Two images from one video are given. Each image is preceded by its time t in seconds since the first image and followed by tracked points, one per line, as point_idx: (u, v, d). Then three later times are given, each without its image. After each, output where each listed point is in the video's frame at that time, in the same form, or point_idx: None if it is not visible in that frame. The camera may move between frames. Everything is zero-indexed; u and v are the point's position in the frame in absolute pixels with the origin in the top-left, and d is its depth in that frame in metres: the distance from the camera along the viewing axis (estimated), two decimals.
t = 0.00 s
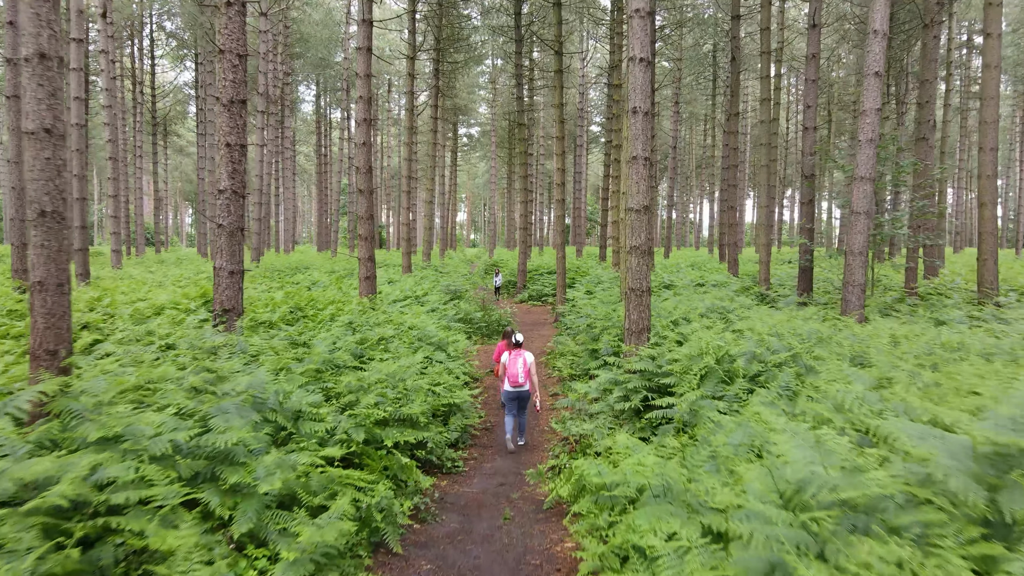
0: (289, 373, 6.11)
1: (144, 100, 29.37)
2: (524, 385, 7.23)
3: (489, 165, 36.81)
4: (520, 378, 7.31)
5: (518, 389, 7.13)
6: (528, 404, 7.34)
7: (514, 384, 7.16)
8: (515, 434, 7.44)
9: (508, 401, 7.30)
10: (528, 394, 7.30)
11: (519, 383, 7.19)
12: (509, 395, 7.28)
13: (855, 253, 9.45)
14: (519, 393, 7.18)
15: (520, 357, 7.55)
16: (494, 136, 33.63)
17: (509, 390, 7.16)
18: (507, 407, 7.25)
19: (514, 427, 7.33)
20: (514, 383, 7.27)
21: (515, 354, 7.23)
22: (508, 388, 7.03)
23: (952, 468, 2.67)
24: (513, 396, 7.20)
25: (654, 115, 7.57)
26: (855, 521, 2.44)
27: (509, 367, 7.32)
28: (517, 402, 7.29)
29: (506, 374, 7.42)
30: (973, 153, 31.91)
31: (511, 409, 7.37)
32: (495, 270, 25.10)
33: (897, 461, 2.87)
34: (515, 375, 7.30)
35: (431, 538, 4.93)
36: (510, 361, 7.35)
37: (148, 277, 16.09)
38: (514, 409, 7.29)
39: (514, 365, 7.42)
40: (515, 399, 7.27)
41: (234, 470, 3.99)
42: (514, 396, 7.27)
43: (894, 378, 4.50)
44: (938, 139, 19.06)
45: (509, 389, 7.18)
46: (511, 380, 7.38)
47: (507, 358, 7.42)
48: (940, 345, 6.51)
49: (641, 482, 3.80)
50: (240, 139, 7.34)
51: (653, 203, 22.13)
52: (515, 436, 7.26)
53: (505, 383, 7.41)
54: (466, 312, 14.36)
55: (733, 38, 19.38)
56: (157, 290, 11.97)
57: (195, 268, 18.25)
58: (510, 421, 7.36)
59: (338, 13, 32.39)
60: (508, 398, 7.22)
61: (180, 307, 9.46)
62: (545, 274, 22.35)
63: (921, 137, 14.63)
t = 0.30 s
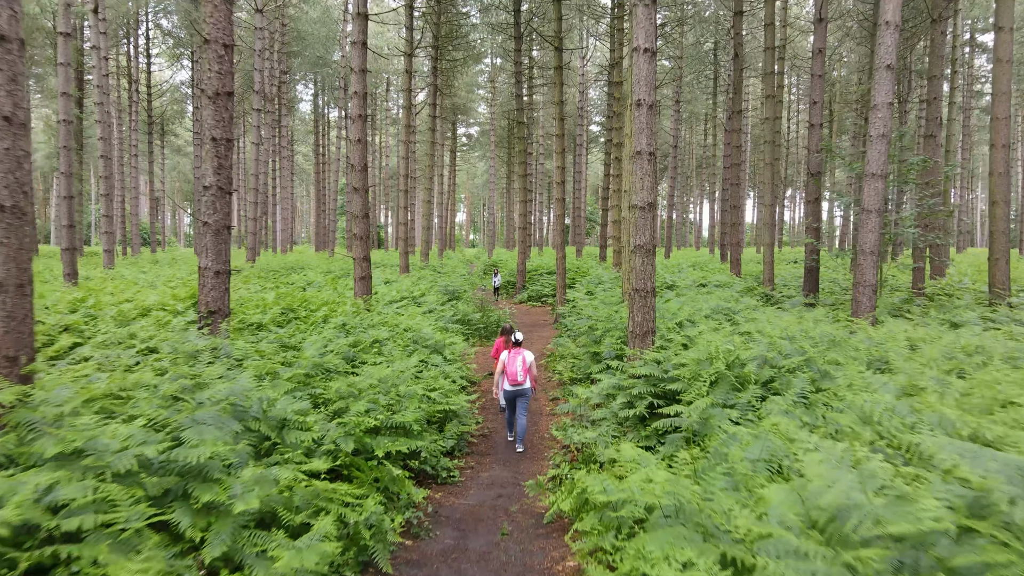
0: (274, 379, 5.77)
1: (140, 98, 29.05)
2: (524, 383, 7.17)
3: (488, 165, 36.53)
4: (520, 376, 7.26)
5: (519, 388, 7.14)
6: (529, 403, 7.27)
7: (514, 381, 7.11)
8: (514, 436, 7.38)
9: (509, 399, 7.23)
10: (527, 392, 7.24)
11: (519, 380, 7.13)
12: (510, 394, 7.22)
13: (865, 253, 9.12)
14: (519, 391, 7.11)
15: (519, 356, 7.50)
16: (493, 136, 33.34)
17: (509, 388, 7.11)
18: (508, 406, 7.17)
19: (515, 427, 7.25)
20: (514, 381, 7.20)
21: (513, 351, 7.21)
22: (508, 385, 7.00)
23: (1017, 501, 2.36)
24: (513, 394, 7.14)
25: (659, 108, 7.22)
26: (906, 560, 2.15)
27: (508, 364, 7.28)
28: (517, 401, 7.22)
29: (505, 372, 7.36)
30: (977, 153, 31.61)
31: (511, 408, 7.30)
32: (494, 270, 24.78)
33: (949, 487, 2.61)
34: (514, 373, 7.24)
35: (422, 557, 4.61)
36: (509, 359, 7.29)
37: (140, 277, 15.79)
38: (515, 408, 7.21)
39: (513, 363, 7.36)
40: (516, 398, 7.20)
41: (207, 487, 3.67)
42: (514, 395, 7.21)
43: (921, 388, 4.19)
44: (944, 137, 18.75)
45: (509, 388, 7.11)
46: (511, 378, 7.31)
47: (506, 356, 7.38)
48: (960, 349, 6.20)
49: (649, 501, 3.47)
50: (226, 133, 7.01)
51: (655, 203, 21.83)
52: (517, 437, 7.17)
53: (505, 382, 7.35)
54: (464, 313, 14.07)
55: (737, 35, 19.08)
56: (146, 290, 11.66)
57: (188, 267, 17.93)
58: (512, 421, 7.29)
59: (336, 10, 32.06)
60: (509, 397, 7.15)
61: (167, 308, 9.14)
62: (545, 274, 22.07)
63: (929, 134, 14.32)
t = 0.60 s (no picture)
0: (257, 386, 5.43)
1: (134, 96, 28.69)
2: (521, 383, 7.21)
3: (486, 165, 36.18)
4: (517, 376, 7.30)
5: (516, 388, 7.14)
6: (526, 403, 7.31)
7: (510, 380, 7.15)
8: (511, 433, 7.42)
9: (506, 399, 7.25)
10: (525, 392, 7.27)
11: (516, 380, 7.16)
12: (507, 394, 7.25)
13: (877, 252, 8.79)
14: (516, 390, 7.15)
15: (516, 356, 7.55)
16: (492, 134, 33.00)
17: (506, 388, 7.12)
18: (505, 407, 7.20)
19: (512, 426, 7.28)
20: (511, 380, 7.24)
21: (510, 351, 7.23)
22: (505, 385, 7.04)
23: None
24: (510, 394, 7.16)
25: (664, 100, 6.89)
26: None
27: (505, 365, 7.32)
28: (514, 401, 7.24)
29: (502, 373, 7.43)
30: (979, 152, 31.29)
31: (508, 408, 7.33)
32: (492, 271, 24.44)
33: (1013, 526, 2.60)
34: (511, 374, 7.30)
35: None
36: (506, 359, 7.33)
37: (132, 277, 15.45)
38: (512, 408, 7.22)
39: (509, 363, 7.41)
40: (513, 398, 7.22)
41: (175, 508, 3.33)
42: (511, 395, 7.23)
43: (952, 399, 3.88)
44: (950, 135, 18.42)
45: (506, 388, 7.13)
46: (508, 378, 7.36)
47: (503, 357, 7.42)
48: (982, 353, 5.89)
49: (660, 524, 3.12)
50: (210, 126, 6.68)
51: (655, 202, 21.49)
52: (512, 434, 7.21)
53: (501, 383, 7.39)
54: (462, 314, 13.75)
55: (739, 31, 18.74)
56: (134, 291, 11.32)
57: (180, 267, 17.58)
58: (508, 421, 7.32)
59: (333, 8, 31.73)
60: (506, 397, 7.16)
61: (153, 310, 8.80)
62: (544, 274, 21.73)
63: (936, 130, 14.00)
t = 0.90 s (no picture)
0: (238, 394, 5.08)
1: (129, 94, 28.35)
2: (521, 383, 7.06)
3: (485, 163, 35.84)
4: (517, 376, 7.15)
5: (516, 388, 7.02)
6: (524, 403, 7.16)
7: (509, 381, 6.97)
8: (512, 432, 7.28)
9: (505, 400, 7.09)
10: (524, 392, 7.11)
11: (515, 380, 7.00)
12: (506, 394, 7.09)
13: (891, 251, 8.44)
14: (515, 391, 6.99)
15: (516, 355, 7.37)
16: (491, 133, 32.66)
17: (505, 388, 6.95)
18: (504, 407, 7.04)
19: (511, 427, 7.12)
20: (511, 381, 7.09)
21: (510, 351, 7.06)
22: (504, 386, 6.87)
23: None
24: (510, 394, 7.00)
25: (670, 90, 6.54)
26: None
27: (505, 365, 7.15)
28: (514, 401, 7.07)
29: (501, 372, 7.26)
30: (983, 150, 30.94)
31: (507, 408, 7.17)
32: (492, 270, 24.11)
33: None
34: (511, 374, 7.13)
35: None
36: (506, 358, 7.16)
37: (123, 277, 15.11)
38: (511, 409, 7.06)
39: (509, 363, 7.24)
40: (512, 399, 7.05)
41: (132, 537, 2.99)
42: (510, 396, 7.06)
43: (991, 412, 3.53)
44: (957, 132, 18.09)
45: (506, 388, 6.96)
46: (507, 378, 7.20)
47: (502, 356, 7.24)
48: (1009, 359, 5.55)
49: (674, 557, 2.78)
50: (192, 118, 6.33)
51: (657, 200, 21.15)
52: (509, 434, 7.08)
53: (501, 382, 7.22)
54: (460, 314, 13.42)
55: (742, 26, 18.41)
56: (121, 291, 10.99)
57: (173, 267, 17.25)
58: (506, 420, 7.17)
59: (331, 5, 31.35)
60: (505, 398, 6.99)
61: (137, 311, 8.46)
62: (543, 274, 21.40)
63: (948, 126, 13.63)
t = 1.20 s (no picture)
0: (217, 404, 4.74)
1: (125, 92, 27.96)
2: (523, 381, 6.90)
3: (485, 162, 35.49)
4: (519, 374, 6.99)
5: (517, 385, 6.92)
6: (525, 402, 7.01)
7: (512, 379, 6.81)
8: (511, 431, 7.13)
9: (506, 399, 6.93)
10: (526, 391, 6.95)
11: (517, 378, 6.85)
12: (508, 392, 6.94)
13: (907, 251, 8.10)
14: (517, 390, 6.83)
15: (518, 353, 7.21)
16: (490, 132, 32.34)
17: (507, 386, 6.80)
18: (505, 406, 6.89)
19: (510, 424, 6.99)
20: (512, 379, 6.93)
21: (513, 349, 6.92)
22: (505, 385, 6.71)
23: None
24: (511, 392, 6.83)
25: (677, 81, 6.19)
26: None
27: (506, 363, 7.00)
28: (515, 400, 6.91)
29: (503, 370, 7.10)
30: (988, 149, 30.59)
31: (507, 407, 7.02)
32: (491, 270, 23.78)
33: None
34: (514, 371, 6.99)
35: None
36: (508, 356, 7.00)
37: (112, 277, 14.75)
38: (511, 408, 6.91)
39: (511, 360, 7.07)
40: (513, 397, 6.91)
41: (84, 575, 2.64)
42: (511, 395, 6.91)
43: None
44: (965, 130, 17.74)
45: (507, 387, 6.81)
46: (509, 375, 7.05)
47: (504, 354, 7.08)
48: None
49: None
50: (173, 110, 5.98)
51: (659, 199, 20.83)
52: (511, 433, 6.95)
53: (502, 380, 7.07)
54: (458, 316, 13.09)
55: (747, 22, 18.05)
56: (107, 292, 10.62)
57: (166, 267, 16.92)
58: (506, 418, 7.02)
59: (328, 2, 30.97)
60: (506, 396, 6.85)
61: (120, 313, 8.10)
62: (543, 274, 21.08)
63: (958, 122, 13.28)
